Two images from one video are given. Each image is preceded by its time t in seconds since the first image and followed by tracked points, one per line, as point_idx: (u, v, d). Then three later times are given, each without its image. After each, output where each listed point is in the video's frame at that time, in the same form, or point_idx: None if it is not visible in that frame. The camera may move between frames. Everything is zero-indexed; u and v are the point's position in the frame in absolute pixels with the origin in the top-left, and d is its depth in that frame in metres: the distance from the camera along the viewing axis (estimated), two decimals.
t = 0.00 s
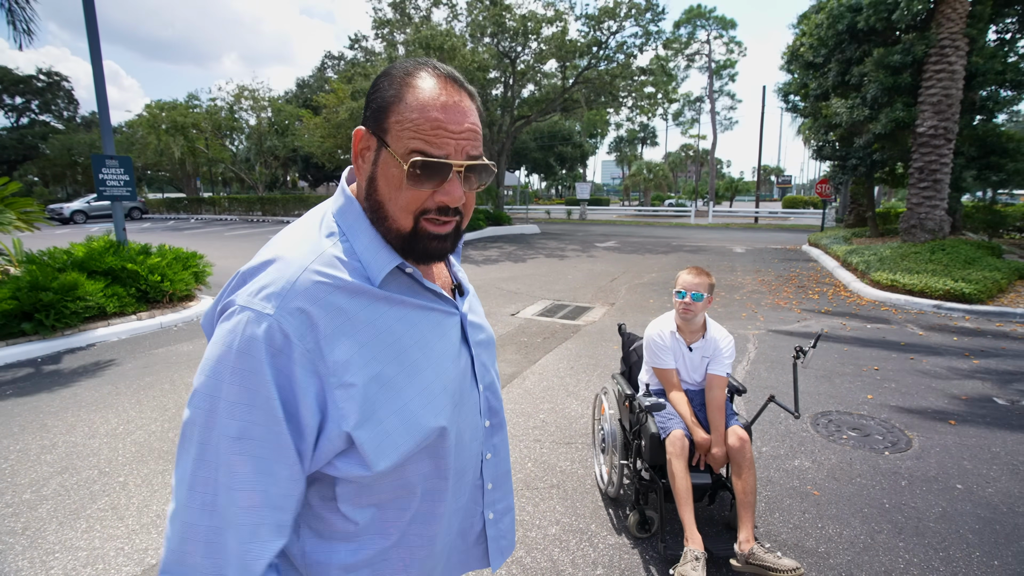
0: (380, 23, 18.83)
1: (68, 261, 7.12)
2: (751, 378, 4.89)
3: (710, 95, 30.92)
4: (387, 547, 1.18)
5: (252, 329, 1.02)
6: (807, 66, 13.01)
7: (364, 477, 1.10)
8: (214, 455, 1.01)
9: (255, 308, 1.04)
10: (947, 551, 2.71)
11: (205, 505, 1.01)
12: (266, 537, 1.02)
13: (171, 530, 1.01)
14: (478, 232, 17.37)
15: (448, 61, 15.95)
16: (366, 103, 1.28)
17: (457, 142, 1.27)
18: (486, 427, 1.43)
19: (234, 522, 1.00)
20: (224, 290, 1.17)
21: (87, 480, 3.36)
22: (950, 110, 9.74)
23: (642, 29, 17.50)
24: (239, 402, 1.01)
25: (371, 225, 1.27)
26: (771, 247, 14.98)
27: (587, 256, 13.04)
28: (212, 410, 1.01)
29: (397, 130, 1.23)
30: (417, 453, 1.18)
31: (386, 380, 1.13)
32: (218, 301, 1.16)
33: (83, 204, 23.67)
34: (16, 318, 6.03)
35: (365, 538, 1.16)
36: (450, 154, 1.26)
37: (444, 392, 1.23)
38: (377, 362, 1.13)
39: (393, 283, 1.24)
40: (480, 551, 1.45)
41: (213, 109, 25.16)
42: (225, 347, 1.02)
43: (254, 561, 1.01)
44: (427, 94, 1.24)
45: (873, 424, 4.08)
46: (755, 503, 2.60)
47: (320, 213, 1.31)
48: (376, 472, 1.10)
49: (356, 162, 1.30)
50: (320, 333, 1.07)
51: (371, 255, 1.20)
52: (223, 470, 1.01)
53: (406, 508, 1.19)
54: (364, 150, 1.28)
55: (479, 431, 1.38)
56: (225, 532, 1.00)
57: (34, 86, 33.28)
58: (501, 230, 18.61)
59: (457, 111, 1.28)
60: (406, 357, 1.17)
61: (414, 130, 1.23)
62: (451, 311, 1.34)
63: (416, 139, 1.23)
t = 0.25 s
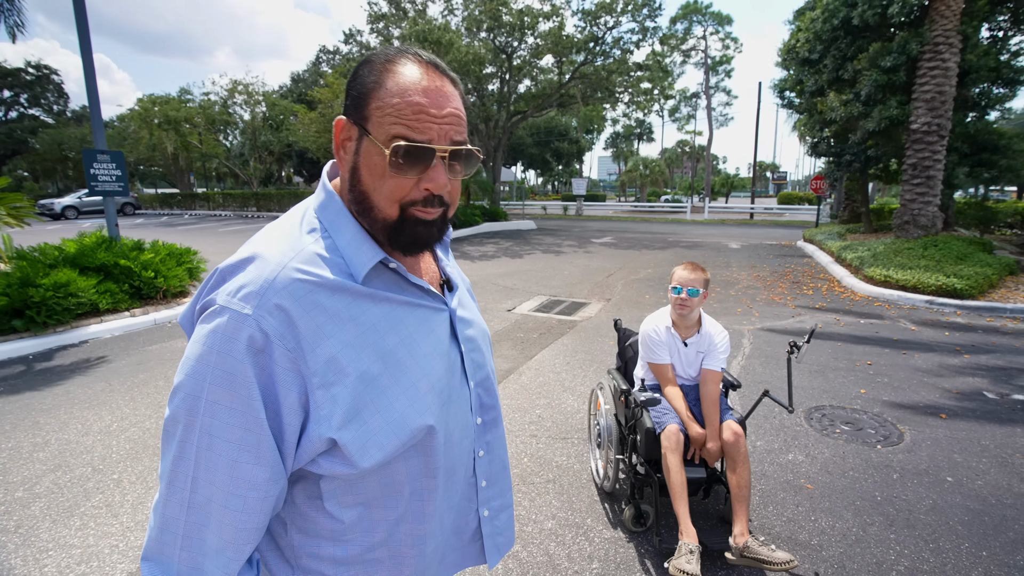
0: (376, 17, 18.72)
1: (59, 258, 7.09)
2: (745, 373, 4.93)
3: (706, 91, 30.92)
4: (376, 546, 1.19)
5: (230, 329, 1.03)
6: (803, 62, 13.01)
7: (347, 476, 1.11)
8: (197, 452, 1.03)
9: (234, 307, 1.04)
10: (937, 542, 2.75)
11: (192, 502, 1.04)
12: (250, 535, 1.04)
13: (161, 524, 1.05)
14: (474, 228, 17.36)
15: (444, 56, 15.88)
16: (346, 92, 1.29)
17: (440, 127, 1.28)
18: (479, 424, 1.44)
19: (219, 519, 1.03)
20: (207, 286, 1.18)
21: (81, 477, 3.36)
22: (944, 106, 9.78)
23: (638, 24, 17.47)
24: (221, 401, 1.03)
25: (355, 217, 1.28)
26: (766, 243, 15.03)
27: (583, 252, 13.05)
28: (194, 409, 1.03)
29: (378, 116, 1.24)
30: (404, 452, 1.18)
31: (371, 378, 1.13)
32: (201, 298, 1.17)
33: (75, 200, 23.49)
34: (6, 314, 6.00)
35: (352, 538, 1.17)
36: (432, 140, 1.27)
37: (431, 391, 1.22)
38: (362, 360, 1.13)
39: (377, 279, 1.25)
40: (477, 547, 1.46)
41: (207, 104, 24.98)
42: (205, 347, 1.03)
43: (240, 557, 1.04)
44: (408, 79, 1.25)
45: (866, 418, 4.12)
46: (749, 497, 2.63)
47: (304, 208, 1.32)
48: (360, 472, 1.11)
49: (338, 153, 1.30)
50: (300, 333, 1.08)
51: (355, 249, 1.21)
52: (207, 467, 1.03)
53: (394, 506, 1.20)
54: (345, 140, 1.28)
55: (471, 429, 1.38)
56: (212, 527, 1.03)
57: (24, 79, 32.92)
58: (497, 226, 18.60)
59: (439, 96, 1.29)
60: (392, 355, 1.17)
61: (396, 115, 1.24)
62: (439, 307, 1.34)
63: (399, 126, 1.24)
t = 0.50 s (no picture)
0: (371, 11, 18.61)
1: (52, 254, 7.03)
2: (741, 368, 4.95)
3: (702, 87, 30.92)
4: (373, 543, 1.19)
5: (218, 325, 1.02)
6: (799, 57, 13.02)
7: (341, 471, 1.11)
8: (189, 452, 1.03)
9: (220, 303, 1.04)
10: (930, 534, 2.78)
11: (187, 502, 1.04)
12: (246, 536, 1.04)
13: (157, 527, 1.05)
14: (471, 224, 17.34)
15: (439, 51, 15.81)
16: (330, 84, 1.29)
17: (426, 117, 1.28)
18: (473, 418, 1.44)
19: (216, 518, 1.02)
20: (193, 285, 1.17)
21: (77, 475, 3.34)
22: (939, 102, 9.82)
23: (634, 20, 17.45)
24: (212, 399, 1.03)
25: (342, 210, 1.27)
26: (762, 239, 15.07)
27: (579, 247, 13.06)
28: (186, 408, 1.03)
29: (363, 106, 1.24)
30: (398, 445, 1.19)
31: (362, 371, 1.13)
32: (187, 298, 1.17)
33: (67, 196, 23.32)
34: None
35: (349, 534, 1.17)
36: (418, 129, 1.27)
37: (423, 383, 1.23)
38: (353, 353, 1.13)
39: (365, 272, 1.24)
40: (476, 542, 1.47)
41: (200, 99, 24.81)
42: (194, 344, 1.02)
43: (239, 558, 1.04)
44: (393, 68, 1.25)
45: (861, 412, 4.15)
46: (746, 490, 2.64)
47: (291, 202, 1.31)
48: (354, 466, 1.11)
49: (323, 146, 1.30)
50: (289, 327, 1.08)
51: (341, 243, 1.20)
52: (200, 467, 1.03)
53: (390, 501, 1.20)
54: (330, 132, 1.27)
55: (465, 422, 1.39)
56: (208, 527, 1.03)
57: (14, 74, 32.58)
58: (493, 221, 18.58)
59: (424, 85, 1.29)
60: (383, 348, 1.17)
61: (380, 105, 1.23)
62: (430, 299, 1.34)
63: (384, 115, 1.23)
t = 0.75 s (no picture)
0: (367, 8, 18.53)
1: (46, 252, 6.98)
2: (739, 365, 4.97)
3: (699, 84, 30.92)
4: (375, 541, 1.19)
5: (221, 321, 1.02)
6: (796, 54, 13.04)
7: (345, 467, 1.11)
8: (191, 450, 1.02)
9: (224, 298, 1.03)
10: (926, 529, 2.80)
11: (190, 501, 1.03)
12: (248, 534, 1.03)
13: (157, 527, 1.04)
14: (468, 221, 17.32)
15: (436, 48, 15.76)
16: (325, 80, 1.28)
17: (422, 106, 1.28)
18: (473, 414, 1.44)
19: (219, 517, 1.02)
20: (193, 281, 1.17)
21: (73, 474, 3.33)
22: (935, 99, 9.84)
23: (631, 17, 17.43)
24: (214, 395, 1.02)
25: (342, 205, 1.27)
26: (759, 236, 15.11)
27: (577, 244, 13.06)
28: (188, 405, 1.02)
29: (359, 99, 1.23)
30: (400, 441, 1.19)
31: (365, 367, 1.13)
32: (189, 294, 1.16)
33: (61, 194, 23.17)
34: None
35: (351, 531, 1.16)
36: (415, 117, 1.27)
37: (425, 378, 1.23)
38: (355, 348, 1.13)
39: (366, 268, 1.24)
40: (475, 538, 1.47)
41: (196, 96, 24.68)
42: (195, 340, 1.02)
43: (241, 557, 1.03)
44: (387, 60, 1.25)
45: (857, 408, 4.17)
46: (744, 487, 2.65)
47: (289, 199, 1.31)
48: (357, 461, 1.10)
49: (321, 142, 1.29)
50: (293, 322, 1.07)
51: (342, 239, 1.20)
52: (201, 464, 1.02)
53: (392, 498, 1.20)
54: (327, 128, 1.27)
55: (466, 418, 1.39)
56: (211, 526, 1.03)
57: (6, 70, 32.31)
58: (491, 219, 18.56)
59: (419, 75, 1.29)
60: (384, 343, 1.17)
61: (377, 95, 1.23)
62: (429, 295, 1.34)
63: (380, 105, 1.23)
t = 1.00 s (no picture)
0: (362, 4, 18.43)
1: (36, 250, 6.92)
2: (734, 361, 5.00)
3: (694, 82, 30.99)
4: (376, 535, 1.20)
5: (222, 315, 1.02)
6: (790, 52, 13.08)
7: (347, 460, 1.11)
8: (190, 446, 1.02)
9: (224, 290, 1.03)
10: (918, 523, 2.83)
11: (190, 497, 1.03)
12: (249, 530, 1.03)
13: (156, 524, 1.03)
14: (463, 219, 17.30)
15: (431, 45, 15.73)
16: (316, 73, 1.28)
17: (416, 89, 1.29)
18: (471, 406, 1.45)
19: (219, 513, 1.02)
20: (190, 275, 1.16)
21: (65, 473, 3.32)
22: (927, 98, 9.91)
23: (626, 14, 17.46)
24: (214, 390, 1.02)
25: (343, 196, 1.27)
26: (753, 233, 15.19)
27: (572, 242, 13.09)
28: (188, 400, 1.02)
29: (353, 88, 1.23)
30: (401, 434, 1.19)
31: (366, 359, 1.14)
32: (186, 287, 1.16)
33: (51, 190, 22.94)
34: None
35: (351, 527, 1.17)
36: (410, 101, 1.28)
37: (424, 370, 1.23)
38: (356, 341, 1.13)
39: (365, 260, 1.24)
40: (473, 532, 1.48)
41: (188, 91, 24.48)
42: (195, 334, 1.02)
43: (241, 552, 1.03)
44: (378, 48, 1.26)
45: (850, 404, 4.21)
46: (739, 483, 2.68)
47: (286, 194, 1.30)
48: (359, 454, 1.11)
49: (317, 135, 1.29)
50: (293, 315, 1.08)
51: (341, 231, 1.20)
52: (199, 458, 1.02)
53: (393, 491, 1.21)
54: (322, 122, 1.26)
55: (465, 410, 1.39)
56: (211, 522, 1.03)
57: None
58: (486, 216, 18.55)
59: (410, 62, 1.31)
60: (385, 335, 1.18)
61: (372, 83, 1.24)
62: (428, 288, 1.35)
63: (376, 92, 1.24)
